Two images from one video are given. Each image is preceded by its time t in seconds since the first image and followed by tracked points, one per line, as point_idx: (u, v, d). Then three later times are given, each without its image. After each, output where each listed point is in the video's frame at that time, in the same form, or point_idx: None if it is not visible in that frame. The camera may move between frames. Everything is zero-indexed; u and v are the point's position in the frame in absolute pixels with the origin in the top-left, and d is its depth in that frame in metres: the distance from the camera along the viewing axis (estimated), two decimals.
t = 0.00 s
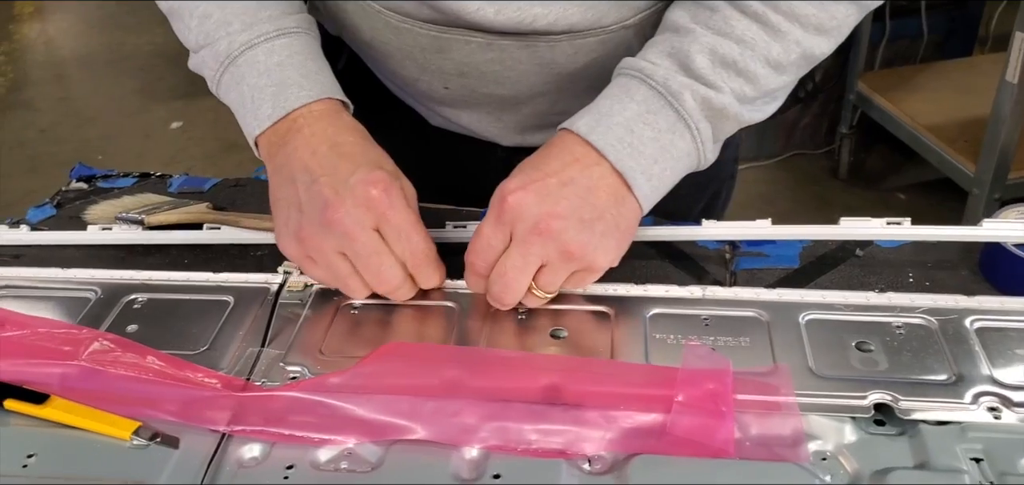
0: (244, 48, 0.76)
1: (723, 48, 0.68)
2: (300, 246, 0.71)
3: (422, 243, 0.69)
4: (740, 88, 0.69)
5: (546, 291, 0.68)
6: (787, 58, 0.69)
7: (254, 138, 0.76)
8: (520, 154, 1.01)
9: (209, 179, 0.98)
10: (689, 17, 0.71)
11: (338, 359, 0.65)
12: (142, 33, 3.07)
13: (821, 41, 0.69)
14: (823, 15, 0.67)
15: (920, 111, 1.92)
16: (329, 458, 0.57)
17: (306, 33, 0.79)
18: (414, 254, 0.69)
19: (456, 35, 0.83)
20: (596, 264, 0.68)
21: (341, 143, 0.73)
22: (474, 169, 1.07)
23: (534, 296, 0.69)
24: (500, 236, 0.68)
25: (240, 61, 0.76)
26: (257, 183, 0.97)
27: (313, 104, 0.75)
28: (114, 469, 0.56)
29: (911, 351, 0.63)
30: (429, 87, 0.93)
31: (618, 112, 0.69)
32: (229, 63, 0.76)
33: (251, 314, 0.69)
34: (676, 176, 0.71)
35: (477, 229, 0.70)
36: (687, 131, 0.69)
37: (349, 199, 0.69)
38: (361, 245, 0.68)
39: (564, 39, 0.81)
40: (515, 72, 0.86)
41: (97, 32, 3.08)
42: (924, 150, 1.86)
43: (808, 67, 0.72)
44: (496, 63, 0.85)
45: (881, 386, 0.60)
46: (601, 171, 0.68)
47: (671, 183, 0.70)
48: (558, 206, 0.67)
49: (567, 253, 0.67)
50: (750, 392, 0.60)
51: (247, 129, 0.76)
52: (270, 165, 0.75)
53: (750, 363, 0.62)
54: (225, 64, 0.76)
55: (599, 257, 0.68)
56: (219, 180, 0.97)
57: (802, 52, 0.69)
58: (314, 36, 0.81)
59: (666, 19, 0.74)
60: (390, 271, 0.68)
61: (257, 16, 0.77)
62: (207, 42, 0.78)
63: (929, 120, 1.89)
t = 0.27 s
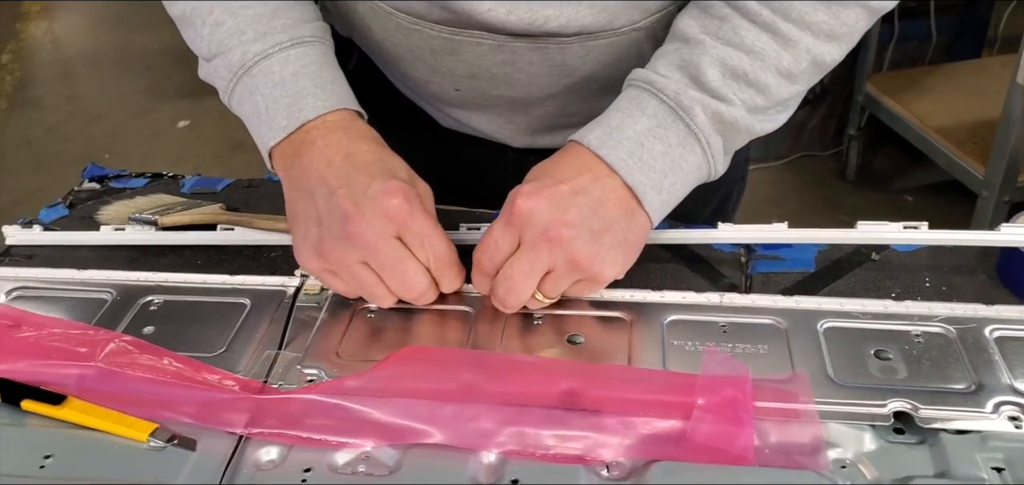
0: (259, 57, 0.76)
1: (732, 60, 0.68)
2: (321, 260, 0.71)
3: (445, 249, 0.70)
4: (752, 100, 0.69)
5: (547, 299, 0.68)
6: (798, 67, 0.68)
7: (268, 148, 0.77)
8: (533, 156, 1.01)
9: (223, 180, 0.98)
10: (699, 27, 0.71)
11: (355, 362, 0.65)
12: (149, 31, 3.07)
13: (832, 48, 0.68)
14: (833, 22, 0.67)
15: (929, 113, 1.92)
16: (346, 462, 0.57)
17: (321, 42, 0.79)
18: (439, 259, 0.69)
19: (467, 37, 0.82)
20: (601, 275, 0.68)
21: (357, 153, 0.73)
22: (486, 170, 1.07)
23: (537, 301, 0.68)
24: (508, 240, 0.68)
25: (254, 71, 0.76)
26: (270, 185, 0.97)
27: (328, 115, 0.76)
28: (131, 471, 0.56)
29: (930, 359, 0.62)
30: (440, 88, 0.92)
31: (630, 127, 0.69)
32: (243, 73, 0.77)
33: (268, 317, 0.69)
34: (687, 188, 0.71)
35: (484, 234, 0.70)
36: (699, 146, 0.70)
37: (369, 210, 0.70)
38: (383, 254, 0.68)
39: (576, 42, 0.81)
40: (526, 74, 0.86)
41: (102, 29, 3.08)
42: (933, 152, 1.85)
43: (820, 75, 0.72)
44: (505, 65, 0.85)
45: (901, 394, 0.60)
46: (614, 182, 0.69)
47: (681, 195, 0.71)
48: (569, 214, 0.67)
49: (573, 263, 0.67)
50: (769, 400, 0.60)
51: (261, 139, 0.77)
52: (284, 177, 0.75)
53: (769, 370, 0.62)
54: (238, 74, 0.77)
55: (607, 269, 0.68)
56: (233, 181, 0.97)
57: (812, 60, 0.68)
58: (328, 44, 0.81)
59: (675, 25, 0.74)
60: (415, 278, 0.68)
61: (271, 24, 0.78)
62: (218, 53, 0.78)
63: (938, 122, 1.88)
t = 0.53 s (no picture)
0: (293, 46, 0.75)
1: (737, 47, 0.67)
2: (337, 239, 0.71)
3: (461, 251, 0.68)
4: (755, 88, 0.68)
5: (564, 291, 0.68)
6: (805, 60, 0.67)
7: (302, 136, 0.76)
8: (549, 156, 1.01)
9: (239, 176, 0.97)
10: (707, 16, 0.69)
11: (372, 360, 0.65)
12: (164, 26, 3.08)
13: (840, 42, 0.67)
14: (843, 17, 0.65)
15: (945, 118, 1.91)
16: (363, 459, 0.57)
17: (353, 31, 0.78)
18: (455, 261, 0.68)
19: (482, 33, 0.82)
20: (616, 257, 0.67)
21: (388, 142, 0.72)
22: (502, 169, 1.07)
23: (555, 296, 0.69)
24: (516, 234, 0.68)
25: (287, 59, 0.75)
26: (287, 181, 0.96)
27: (363, 103, 0.74)
28: (148, 465, 0.56)
29: (950, 364, 0.62)
30: (454, 85, 0.92)
31: (632, 113, 0.68)
32: (276, 63, 0.76)
33: (285, 313, 0.69)
34: (692, 174, 0.70)
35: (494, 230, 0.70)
36: (701, 131, 0.68)
37: (393, 198, 0.68)
38: (400, 244, 0.67)
39: (591, 38, 0.81)
40: (541, 71, 0.85)
41: (118, 24, 3.09)
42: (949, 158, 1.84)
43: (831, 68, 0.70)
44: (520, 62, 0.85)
45: (920, 399, 0.59)
46: (613, 166, 0.68)
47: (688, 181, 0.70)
48: (574, 201, 0.66)
49: (583, 248, 0.66)
50: (787, 403, 0.59)
51: (296, 128, 0.76)
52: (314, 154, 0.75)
53: (787, 373, 0.62)
54: (272, 63, 0.76)
55: (619, 250, 0.67)
56: (250, 176, 0.97)
57: (820, 53, 0.67)
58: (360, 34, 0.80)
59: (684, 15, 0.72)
60: (426, 272, 0.68)
61: (303, 13, 0.77)
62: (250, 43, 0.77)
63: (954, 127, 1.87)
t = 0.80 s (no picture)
0: (294, 32, 0.73)
1: (761, 50, 0.63)
2: (336, 230, 0.70)
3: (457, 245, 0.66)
4: (780, 93, 0.65)
5: (578, 295, 0.67)
6: (829, 62, 0.64)
7: (304, 124, 0.74)
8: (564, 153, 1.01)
9: (255, 170, 0.97)
10: (729, 17, 0.66)
11: (389, 355, 0.65)
12: (177, 20, 3.09)
13: (866, 44, 0.63)
14: (868, 17, 0.62)
15: (960, 120, 1.89)
16: (379, 454, 0.57)
17: (356, 18, 0.76)
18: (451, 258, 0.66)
19: (493, 26, 0.82)
20: (631, 265, 0.65)
21: (388, 131, 0.70)
22: (517, 165, 1.07)
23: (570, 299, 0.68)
24: (533, 240, 0.65)
25: (290, 46, 0.73)
26: (304, 175, 0.96)
27: (362, 90, 0.72)
28: (165, 457, 0.56)
29: (970, 366, 0.62)
30: (466, 78, 0.92)
31: (654, 117, 0.65)
32: (280, 50, 0.74)
33: (302, 307, 0.70)
34: (714, 180, 0.67)
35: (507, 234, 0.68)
36: (724, 137, 0.65)
37: (387, 189, 0.66)
38: (392, 237, 0.66)
39: (602, 33, 0.81)
40: (552, 65, 0.85)
41: (132, 18, 3.10)
42: (964, 160, 1.82)
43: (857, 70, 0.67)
44: (530, 55, 0.84)
45: (940, 401, 0.59)
46: (635, 171, 0.65)
47: (706, 187, 0.67)
48: (593, 207, 0.63)
49: (601, 256, 0.64)
50: (805, 403, 0.59)
51: (297, 117, 0.74)
52: (314, 141, 0.73)
53: (805, 373, 0.62)
54: (275, 50, 0.74)
55: (635, 260, 0.65)
56: (266, 170, 0.97)
57: (845, 56, 0.63)
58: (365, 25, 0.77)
59: (705, 18, 0.69)
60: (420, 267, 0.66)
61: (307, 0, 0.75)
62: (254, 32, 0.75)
63: (969, 129, 1.86)
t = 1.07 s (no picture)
0: (292, 23, 0.76)
1: (754, 45, 0.65)
2: (321, 226, 0.72)
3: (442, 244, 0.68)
4: (772, 88, 0.67)
5: (566, 286, 0.69)
6: (823, 59, 0.66)
7: (299, 115, 0.76)
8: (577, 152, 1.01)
9: (269, 168, 0.98)
10: (725, 12, 0.68)
11: (403, 354, 0.65)
12: (188, 18, 3.09)
13: (861, 44, 0.66)
14: (863, 18, 0.64)
15: (972, 121, 1.88)
16: (394, 453, 0.57)
17: (355, 13, 0.79)
18: (437, 255, 0.68)
19: (500, 23, 0.82)
20: (616, 251, 0.67)
21: (379, 127, 0.72)
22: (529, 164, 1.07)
23: (556, 291, 0.69)
24: (519, 228, 0.68)
25: (289, 37, 0.76)
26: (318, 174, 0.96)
27: (356, 83, 0.75)
28: (180, 455, 0.57)
29: (986, 367, 0.61)
30: (474, 76, 0.92)
31: (643, 107, 0.67)
32: (279, 40, 0.77)
33: (316, 305, 0.70)
34: (702, 173, 0.69)
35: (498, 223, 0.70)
36: (712, 129, 0.67)
37: (373, 188, 0.69)
38: (379, 236, 0.68)
39: (609, 31, 0.81)
40: (560, 63, 0.85)
41: (142, 16, 3.11)
42: (976, 161, 1.80)
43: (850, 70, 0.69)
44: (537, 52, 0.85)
45: (956, 402, 0.59)
46: (622, 160, 0.67)
47: (694, 181, 0.69)
48: (577, 193, 0.66)
49: (585, 242, 0.66)
50: (821, 403, 0.59)
51: (293, 107, 0.77)
52: (308, 132, 0.76)
53: (821, 374, 0.61)
54: (274, 40, 0.77)
55: (620, 247, 0.68)
56: (281, 169, 0.97)
57: (839, 54, 0.66)
58: (364, 20, 0.80)
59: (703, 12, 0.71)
60: (404, 263, 0.68)
61: None
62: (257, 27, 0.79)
63: (981, 130, 1.84)
